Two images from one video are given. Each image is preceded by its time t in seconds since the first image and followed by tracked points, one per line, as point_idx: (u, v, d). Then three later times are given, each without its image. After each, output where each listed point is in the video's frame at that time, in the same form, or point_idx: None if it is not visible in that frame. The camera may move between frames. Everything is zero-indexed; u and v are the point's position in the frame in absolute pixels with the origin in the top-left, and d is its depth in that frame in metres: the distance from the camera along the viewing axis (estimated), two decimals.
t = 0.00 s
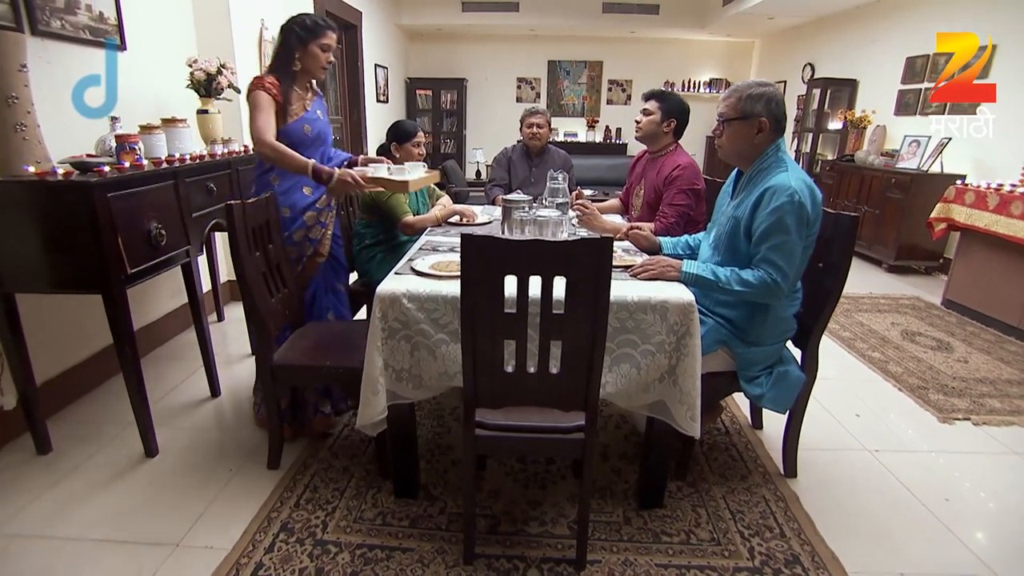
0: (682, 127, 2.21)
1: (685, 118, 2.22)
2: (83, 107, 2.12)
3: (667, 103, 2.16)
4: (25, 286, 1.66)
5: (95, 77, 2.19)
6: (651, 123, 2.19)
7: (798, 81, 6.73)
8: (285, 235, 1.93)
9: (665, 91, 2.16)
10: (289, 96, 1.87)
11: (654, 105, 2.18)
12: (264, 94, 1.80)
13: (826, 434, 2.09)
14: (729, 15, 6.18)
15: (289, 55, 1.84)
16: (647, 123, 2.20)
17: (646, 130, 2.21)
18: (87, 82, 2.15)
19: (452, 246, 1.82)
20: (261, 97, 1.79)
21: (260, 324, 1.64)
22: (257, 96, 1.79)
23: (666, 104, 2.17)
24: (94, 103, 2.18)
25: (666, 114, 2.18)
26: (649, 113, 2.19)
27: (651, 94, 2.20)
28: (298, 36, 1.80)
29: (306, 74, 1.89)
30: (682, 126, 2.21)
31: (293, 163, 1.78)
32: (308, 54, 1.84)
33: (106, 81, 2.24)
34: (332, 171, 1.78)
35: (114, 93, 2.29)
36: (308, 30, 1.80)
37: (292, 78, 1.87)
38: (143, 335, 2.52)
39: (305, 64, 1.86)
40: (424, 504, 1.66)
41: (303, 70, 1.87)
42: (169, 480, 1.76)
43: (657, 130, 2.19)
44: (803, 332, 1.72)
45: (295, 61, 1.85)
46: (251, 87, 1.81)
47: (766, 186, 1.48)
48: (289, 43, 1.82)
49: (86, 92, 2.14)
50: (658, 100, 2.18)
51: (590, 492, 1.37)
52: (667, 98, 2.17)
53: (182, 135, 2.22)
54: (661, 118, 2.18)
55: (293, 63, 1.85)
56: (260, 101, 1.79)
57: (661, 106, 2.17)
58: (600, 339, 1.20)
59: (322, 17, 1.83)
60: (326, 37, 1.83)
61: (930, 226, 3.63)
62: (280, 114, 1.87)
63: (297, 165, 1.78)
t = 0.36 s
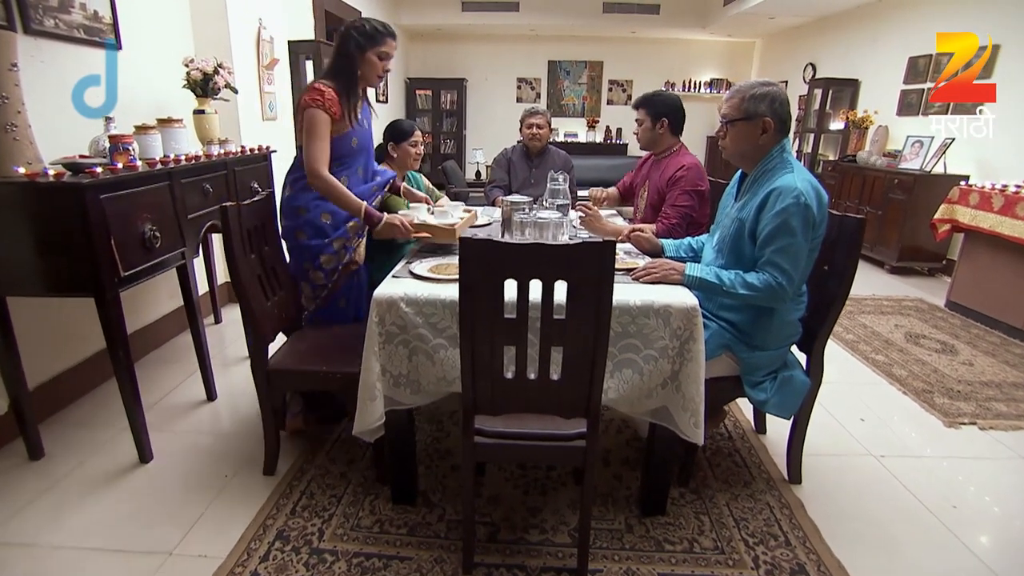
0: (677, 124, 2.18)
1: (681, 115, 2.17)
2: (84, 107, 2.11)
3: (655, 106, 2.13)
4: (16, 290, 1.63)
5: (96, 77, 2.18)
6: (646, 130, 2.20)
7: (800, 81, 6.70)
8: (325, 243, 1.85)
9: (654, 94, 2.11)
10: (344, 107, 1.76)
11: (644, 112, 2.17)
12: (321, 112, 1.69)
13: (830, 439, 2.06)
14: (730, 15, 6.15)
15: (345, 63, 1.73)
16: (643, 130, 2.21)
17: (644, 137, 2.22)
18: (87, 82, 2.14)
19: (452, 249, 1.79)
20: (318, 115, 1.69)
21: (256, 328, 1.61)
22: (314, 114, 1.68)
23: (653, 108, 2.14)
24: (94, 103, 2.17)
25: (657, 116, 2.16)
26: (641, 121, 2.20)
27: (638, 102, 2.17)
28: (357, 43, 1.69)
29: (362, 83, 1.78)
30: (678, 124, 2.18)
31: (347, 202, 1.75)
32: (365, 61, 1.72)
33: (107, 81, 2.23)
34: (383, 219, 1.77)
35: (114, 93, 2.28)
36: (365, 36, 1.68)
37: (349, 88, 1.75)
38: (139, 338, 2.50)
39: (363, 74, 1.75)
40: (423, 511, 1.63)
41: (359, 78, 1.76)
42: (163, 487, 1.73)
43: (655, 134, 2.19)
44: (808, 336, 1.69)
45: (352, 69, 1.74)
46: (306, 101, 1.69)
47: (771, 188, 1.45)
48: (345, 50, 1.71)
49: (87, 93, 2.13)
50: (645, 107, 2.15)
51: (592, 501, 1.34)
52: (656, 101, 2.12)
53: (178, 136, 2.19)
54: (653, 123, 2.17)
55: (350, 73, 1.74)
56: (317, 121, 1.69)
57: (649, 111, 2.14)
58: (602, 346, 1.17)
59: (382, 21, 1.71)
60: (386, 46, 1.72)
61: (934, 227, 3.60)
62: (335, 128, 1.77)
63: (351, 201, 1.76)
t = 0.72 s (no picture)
0: (678, 127, 2.16)
1: (681, 118, 2.16)
2: (84, 107, 2.13)
3: (654, 108, 2.12)
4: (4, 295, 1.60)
5: (96, 78, 2.20)
6: (645, 131, 2.18)
7: (799, 83, 6.68)
8: (327, 248, 1.80)
9: (653, 96, 2.10)
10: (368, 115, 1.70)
11: (644, 114, 2.16)
12: (347, 121, 1.62)
13: (832, 444, 2.03)
14: (729, 16, 6.14)
15: (370, 72, 1.66)
16: (643, 132, 2.19)
17: (644, 139, 2.21)
18: (87, 82, 2.15)
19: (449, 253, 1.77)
20: (342, 125, 1.62)
21: (249, 334, 1.58)
22: (338, 123, 1.61)
23: (653, 109, 2.12)
24: (94, 103, 2.18)
25: (656, 118, 2.14)
26: (640, 123, 2.18)
27: (639, 103, 2.15)
28: (381, 53, 1.62)
29: (385, 92, 1.71)
30: (677, 126, 2.16)
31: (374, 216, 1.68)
32: (389, 72, 1.66)
33: (107, 81, 2.24)
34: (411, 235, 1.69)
35: (114, 93, 2.29)
36: (391, 47, 1.62)
37: (372, 96, 1.69)
38: (133, 343, 2.47)
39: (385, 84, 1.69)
40: (419, 521, 1.60)
41: (381, 87, 1.69)
42: (155, 495, 1.70)
43: (654, 137, 2.18)
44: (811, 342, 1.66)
45: (376, 78, 1.67)
46: (330, 108, 1.62)
47: (773, 191, 1.42)
48: (370, 58, 1.64)
49: (87, 93, 2.14)
50: (645, 108, 2.13)
51: (592, 512, 1.31)
52: (657, 102, 2.10)
53: (172, 138, 2.16)
54: (652, 124, 2.16)
55: (375, 83, 1.68)
56: (342, 130, 1.62)
57: (649, 112, 2.13)
58: (602, 354, 1.15)
59: (410, 31, 1.63)
60: (415, 59, 1.65)
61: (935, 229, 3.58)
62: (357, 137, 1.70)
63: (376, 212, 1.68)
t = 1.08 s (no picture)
0: (673, 129, 2.15)
1: (678, 120, 2.16)
2: (84, 107, 2.14)
3: (652, 108, 2.12)
4: None
5: (96, 77, 2.21)
6: (640, 131, 2.18)
7: (798, 84, 6.67)
8: (325, 252, 1.77)
9: (652, 96, 2.12)
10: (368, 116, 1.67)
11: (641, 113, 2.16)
12: (348, 121, 1.59)
13: (835, 450, 2.00)
14: (728, 17, 6.12)
15: (372, 73, 1.63)
16: (639, 131, 2.19)
17: (637, 138, 2.21)
18: (86, 82, 2.16)
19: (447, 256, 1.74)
20: (342, 125, 1.58)
21: (242, 339, 1.55)
22: (340, 122, 1.58)
23: (651, 109, 2.13)
24: (94, 103, 2.19)
25: (652, 118, 2.14)
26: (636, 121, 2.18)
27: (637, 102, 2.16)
28: (382, 55, 1.59)
29: (387, 94, 1.68)
30: (673, 127, 2.15)
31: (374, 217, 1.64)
32: (390, 74, 1.62)
33: (107, 80, 2.26)
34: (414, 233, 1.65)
35: (114, 92, 2.30)
36: (392, 50, 1.58)
37: (373, 98, 1.66)
38: (126, 347, 2.44)
39: (384, 87, 1.66)
40: (416, 529, 1.57)
41: (381, 89, 1.66)
42: (146, 504, 1.67)
43: (647, 136, 2.18)
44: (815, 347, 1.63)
45: (377, 79, 1.64)
46: (330, 107, 1.59)
47: (776, 193, 1.39)
48: (372, 60, 1.61)
49: (87, 92, 2.16)
50: (644, 107, 2.15)
51: (592, 522, 1.28)
52: (659, 103, 2.11)
53: (166, 139, 2.13)
54: (647, 124, 2.16)
55: (376, 84, 1.65)
56: (344, 130, 1.59)
57: (647, 111, 2.13)
58: (602, 361, 1.12)
59: (414, 35, 1.59)
60: (418, 63, 1.62)
61: (936, 231, 3.56)
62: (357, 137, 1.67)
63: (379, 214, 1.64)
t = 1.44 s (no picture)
0: (666, 129, 2.11)
1: (670, 121, 2.13)
2: (84, 107, 2.16)
3: (645, 110, 2.07)
4: None
5: (96, 77, 2.22)
6: (633, 133, 2.13)
7: (799, 84, 6.64)
8: (323, 250, 1.74)
9: (646, 97, 2.06)
10: (363, 115, 1.64)
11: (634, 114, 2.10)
12: (338, 123, 1.56)
13: (839, 455, 1.97)
14: (729, 16, 6.08)
15: (366, 73, 1.59)
16: (631, 133, 2.13)
17: (631, 141, 2.16)
18: (87, 82, 2.17)
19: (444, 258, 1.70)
20: (333, 128, 1.56)
21: (235, 344, 1.52)
22: (330, 122, 1.56)
23: (644, 111, 2.08)
24: (94, 104, 2.20)
25: (646, 120, 2.09)
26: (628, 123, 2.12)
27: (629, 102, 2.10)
28: (375, 52, 1.56)
29: (382, 92, 1.64)
30: (665, 129, 2.12)
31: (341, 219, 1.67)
32: (383, 72, 1.59)
33: (107, 81, 2.26)
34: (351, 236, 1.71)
35: (114, 92, 2.31)
36: (385, 47, 1.54)
37: (368, 96, 1.62)
38: (120, 349, 2.41)
39: (378, 85, 1.62)
40: (414, 537, 1.54)
41: (376, 87, 1.62)
42: (138, 511, 1.63)
43: (641, 138, 2.13)
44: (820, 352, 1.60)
45: (371, 79, 1.60)
46: (321, 109, 1.56)
47: (780, 195, 1.36)
48: (365, 57, 1.57)
49: (87, 93, 2.17)
50: (636, 108, 2.09)
51: (593, 532, 1.25)
52: (649, 105, 2.07)
53: (160, 139, 2.10)
54: (641, 125, 2.10)
55: (371, 82, 1.61)
56: (333, 131, 1.56)
57: (640, 114, 2.08)
58: (604, 368, 1.09)
59: (408, 30, 1.56)
60: (414, 59, 1.58)
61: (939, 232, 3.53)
62: (349, 137, 1.64)
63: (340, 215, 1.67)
